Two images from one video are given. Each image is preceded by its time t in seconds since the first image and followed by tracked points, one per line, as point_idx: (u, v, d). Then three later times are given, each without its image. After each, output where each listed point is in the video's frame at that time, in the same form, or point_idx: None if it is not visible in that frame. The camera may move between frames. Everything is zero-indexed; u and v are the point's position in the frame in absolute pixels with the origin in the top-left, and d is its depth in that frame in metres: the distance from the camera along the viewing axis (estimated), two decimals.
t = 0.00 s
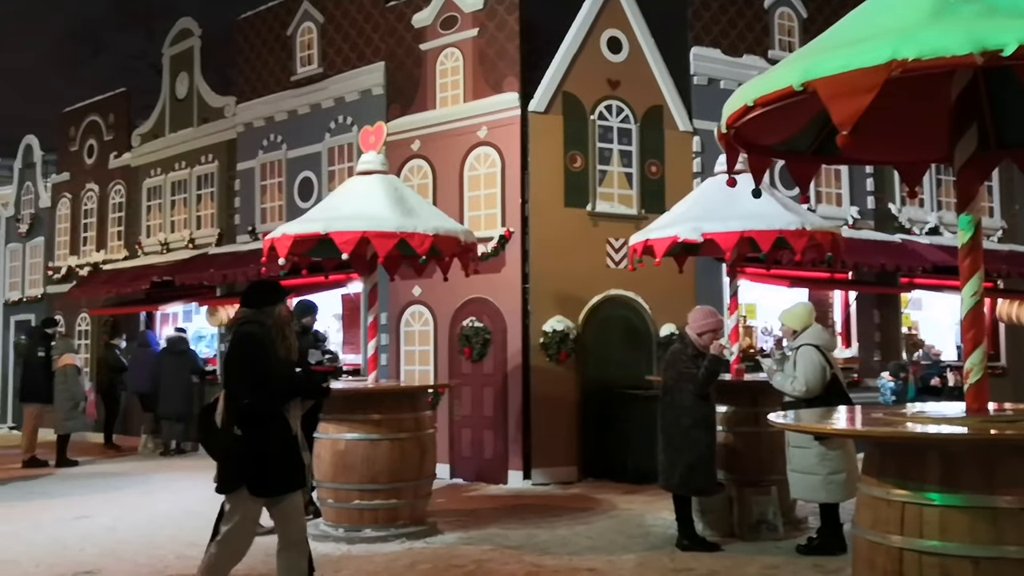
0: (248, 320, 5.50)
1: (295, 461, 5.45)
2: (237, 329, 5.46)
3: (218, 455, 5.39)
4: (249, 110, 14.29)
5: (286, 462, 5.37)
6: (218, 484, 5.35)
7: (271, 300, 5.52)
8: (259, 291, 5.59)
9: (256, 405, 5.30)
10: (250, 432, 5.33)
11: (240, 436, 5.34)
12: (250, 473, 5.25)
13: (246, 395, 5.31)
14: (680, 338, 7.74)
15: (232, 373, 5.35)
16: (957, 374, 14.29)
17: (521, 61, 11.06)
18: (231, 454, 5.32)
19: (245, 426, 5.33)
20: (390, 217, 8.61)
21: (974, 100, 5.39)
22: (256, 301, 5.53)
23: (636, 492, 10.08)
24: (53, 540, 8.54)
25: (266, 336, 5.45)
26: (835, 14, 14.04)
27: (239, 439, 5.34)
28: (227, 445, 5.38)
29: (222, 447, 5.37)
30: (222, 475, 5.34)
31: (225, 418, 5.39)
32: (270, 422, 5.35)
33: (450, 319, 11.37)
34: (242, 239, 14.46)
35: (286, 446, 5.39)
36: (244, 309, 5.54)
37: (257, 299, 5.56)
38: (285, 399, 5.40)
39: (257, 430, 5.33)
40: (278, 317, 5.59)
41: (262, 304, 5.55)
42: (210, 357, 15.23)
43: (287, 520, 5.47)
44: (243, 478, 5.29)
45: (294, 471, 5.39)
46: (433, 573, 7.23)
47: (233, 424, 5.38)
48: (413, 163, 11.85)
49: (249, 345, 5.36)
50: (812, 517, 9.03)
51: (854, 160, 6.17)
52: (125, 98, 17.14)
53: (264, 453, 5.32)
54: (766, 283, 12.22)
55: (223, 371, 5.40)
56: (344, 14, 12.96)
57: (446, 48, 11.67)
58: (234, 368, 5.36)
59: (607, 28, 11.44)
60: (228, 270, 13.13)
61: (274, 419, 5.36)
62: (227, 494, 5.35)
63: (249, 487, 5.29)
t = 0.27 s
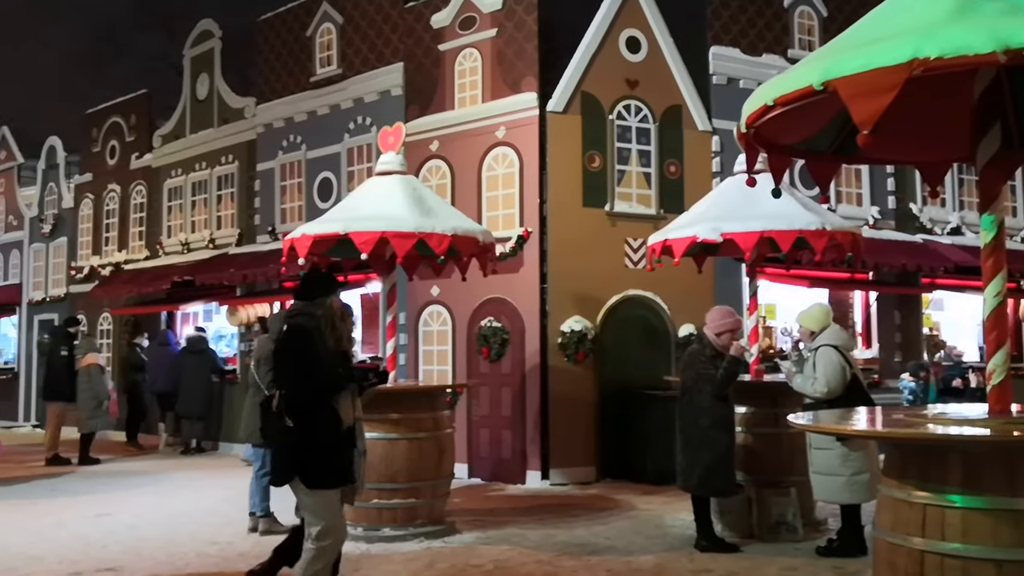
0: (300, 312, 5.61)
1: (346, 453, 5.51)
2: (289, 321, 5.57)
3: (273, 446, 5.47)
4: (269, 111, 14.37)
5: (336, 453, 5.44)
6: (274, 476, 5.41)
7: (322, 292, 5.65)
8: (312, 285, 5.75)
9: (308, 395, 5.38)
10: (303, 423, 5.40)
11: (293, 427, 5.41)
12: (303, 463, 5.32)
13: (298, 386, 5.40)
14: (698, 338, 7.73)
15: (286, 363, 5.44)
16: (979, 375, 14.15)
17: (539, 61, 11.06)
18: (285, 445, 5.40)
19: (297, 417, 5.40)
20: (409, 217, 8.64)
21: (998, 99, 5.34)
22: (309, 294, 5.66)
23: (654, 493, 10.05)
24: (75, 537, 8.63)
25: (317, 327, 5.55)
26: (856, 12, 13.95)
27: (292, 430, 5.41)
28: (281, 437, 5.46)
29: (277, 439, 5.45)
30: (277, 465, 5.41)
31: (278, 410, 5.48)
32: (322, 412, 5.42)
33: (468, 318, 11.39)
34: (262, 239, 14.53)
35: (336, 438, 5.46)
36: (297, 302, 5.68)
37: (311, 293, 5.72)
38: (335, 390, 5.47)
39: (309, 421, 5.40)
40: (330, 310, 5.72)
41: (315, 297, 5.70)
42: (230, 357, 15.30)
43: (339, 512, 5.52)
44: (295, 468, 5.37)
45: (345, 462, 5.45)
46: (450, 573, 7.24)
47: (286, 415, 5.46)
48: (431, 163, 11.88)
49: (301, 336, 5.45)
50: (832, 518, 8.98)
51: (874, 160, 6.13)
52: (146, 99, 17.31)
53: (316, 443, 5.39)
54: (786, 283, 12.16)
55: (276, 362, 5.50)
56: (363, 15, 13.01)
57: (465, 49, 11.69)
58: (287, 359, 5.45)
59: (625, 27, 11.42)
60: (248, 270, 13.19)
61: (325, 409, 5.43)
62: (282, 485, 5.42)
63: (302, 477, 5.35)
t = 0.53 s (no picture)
0: (354, 314, 5.32)
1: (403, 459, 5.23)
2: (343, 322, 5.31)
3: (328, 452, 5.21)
4: (292, 111, 14.45)
5: (394, 458, 5.16)
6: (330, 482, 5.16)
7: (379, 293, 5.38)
8: (366, 285, 5.48)
9: (364, 399, 5.11)
10: (359, 427, 5.13)
11: (350, 432, 5.15)
12: (360, 472, 5.03)
13: (353, 390, 5.13)
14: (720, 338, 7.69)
15: (338, 367, 5.16)
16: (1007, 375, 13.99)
17: (561, 60, 11.05)
18: (341, 450, 5.13)
19: (354, 421, 5.14)
20: (431, 217, 8.66)
21: None
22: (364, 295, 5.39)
23: (677, 494, 10.02)
24: (102, 534, 8.72)
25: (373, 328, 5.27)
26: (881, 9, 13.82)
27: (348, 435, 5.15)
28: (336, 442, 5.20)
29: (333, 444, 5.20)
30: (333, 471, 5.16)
31: (334, 414, 5.23)
32: (379, 417, 5.13)
33: (490, 318, 11.40)
34: (286, 239, 14.60)
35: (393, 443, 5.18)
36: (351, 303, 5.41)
37: (365, 294, 5.43)
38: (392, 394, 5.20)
39: (365, 425, 5.12)
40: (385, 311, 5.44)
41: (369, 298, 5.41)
42: (254, 355, 15.38)
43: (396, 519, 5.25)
44: (353, 474, 5.07)
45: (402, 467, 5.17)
46: (472, 572, 7.25)
47: (342, 420, 5.21)
48: (454, 163, 11.90)
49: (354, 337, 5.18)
50: (856, 519, 8.91)
51: (899, 158, 6.07)
52: (172, 100, 17.49)
53: (373, 449, 5.10)
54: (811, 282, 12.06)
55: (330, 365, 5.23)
56: (386, 16, 13.06)
57: (487, 49, 11.70)
58: (339, 362, 5.17)
59: (648, 26, 11.38)
60: (272, 270, 13.27)
61: (383, 413, 5.15)
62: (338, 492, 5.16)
63: (360, 484, 5.06)
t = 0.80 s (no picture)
0: (406, 311, 4.99)
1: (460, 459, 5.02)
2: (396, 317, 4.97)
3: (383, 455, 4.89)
4: (309, 110, 14.43)
5: (453, 459, 4.93)
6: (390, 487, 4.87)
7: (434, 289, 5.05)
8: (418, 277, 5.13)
9: (425, 400, 4.82)
10: (421, 429, 4.87)
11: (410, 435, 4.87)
12: (423, 475, 4.81)
13: (412, 391, 4.81)
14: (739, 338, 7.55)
15: (396, 367, 4.80)
16: None
17: (579, 57, 10.96)
18: (402, 454, 4.84)
19: (414, 422, 4.87)
20: (447, 215, 8.59)
21: None
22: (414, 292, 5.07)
23: (697, 494, 9.92)
24: (119, 533, 8.72)
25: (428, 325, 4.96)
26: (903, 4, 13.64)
27: (409, 437, 4.86)
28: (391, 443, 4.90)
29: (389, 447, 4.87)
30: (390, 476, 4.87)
31: (388, 415, 4.91)
32: (437, 415, 4.89)
33: (507, 317, 11.35)
34: (303, 238, 14.57)
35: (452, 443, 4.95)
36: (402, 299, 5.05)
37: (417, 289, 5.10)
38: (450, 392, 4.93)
39: (428, 426, 4.87)
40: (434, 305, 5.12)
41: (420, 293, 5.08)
42: (271, 355, 15.36)
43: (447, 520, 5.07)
44: (414, 477, 4.84)
45: (462, 469, 4.96)
46: (490, 573, 7.18)
47: (398, 421, 4.93)
48: (471, 161, 11.84)
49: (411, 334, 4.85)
50: (879, 521, 8.79)
51: (922, 155, 5.95)
52: (189, 99, 17.53)
53: (434, 452, 4.86)
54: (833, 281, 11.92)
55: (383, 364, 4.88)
56: (403, 14, 13.02)
57: (504, 46, 11.63)
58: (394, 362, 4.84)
59: (666, 22, 11.28)
60: (289, 269, 13.25)
61: (442, 412, 4.91)
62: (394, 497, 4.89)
63: (421, 488, 4.84)
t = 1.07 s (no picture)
0: (462, 309, 5.30)
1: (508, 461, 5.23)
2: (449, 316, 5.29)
3: (431, 449, 5.21)
4: (328, 110, 14.54)
5: (499, 460, 5.16)
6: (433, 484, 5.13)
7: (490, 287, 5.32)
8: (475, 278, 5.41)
9: (475, 399, 5.13)
10: (468, 426, 5.13)
11: (457, 431, 5.14)
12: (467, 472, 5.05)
13: (464, 388, 5.13)
14: (758, 336, 7.49)
15: (450, 363, 5.14)
16: None
17: (596, 56, 10.99)
18: (448, 449, 5.12)
19: (462, 420, 5.14)
20: (465, 215, 8.66)
21: None
22: (469, 287, 5.35)
23: (714, 493, 9.94)
24: (142, 529, 8.84)
25: (481, 324, 5.25)
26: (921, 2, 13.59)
27: (457, 434, 5.14)
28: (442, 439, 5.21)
29: (439, 440, 5.19)
30: (434, 471, 5.14)
31: (441, 410, 5.22)
32: (486, 413, 5.16)
33: (524, 315, 11.41)
34: (322, 238, 14.68)
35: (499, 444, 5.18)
36: (458, 295, 5.36)
37: (473, 286, 5.38)
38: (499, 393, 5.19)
39: (475, 424, 5.13)
40: (491, 304, 5.42)
41: (474, 291, 5.36)
42: (290, 353, 15.50)
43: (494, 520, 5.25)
44: (459, 474, 5.09)
45: (508, 469, 5.19)
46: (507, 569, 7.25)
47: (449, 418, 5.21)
48: (488, 161, 11.90)
49: (463, 333, 5.15)
50: (896, 519, 8.79)
51: (940, 153, 5.96)
52: (209, 100, 17.70)
53: (480, 451, 5.12)
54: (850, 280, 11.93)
55: (438, 361, 5.22)
56: (420, 15, 13.10)
57: (521, 46, 11.69)
58: (447, 359, 5.17)
59: (682, 21, 11.30)
60: (309, 268, 13.37)
61: (490, 413, 5.18)
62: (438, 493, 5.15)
63: (464, 486, 5.07)
